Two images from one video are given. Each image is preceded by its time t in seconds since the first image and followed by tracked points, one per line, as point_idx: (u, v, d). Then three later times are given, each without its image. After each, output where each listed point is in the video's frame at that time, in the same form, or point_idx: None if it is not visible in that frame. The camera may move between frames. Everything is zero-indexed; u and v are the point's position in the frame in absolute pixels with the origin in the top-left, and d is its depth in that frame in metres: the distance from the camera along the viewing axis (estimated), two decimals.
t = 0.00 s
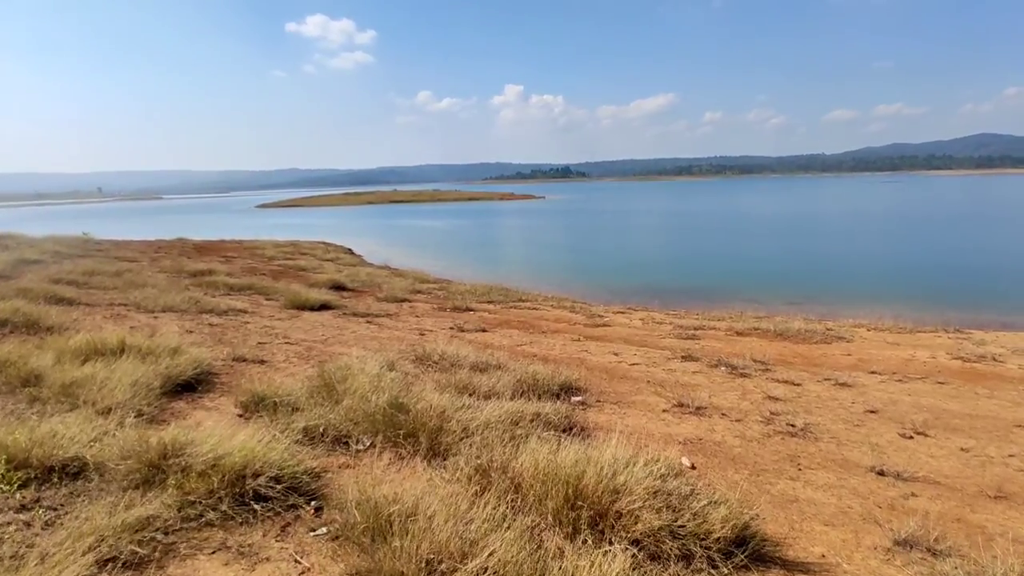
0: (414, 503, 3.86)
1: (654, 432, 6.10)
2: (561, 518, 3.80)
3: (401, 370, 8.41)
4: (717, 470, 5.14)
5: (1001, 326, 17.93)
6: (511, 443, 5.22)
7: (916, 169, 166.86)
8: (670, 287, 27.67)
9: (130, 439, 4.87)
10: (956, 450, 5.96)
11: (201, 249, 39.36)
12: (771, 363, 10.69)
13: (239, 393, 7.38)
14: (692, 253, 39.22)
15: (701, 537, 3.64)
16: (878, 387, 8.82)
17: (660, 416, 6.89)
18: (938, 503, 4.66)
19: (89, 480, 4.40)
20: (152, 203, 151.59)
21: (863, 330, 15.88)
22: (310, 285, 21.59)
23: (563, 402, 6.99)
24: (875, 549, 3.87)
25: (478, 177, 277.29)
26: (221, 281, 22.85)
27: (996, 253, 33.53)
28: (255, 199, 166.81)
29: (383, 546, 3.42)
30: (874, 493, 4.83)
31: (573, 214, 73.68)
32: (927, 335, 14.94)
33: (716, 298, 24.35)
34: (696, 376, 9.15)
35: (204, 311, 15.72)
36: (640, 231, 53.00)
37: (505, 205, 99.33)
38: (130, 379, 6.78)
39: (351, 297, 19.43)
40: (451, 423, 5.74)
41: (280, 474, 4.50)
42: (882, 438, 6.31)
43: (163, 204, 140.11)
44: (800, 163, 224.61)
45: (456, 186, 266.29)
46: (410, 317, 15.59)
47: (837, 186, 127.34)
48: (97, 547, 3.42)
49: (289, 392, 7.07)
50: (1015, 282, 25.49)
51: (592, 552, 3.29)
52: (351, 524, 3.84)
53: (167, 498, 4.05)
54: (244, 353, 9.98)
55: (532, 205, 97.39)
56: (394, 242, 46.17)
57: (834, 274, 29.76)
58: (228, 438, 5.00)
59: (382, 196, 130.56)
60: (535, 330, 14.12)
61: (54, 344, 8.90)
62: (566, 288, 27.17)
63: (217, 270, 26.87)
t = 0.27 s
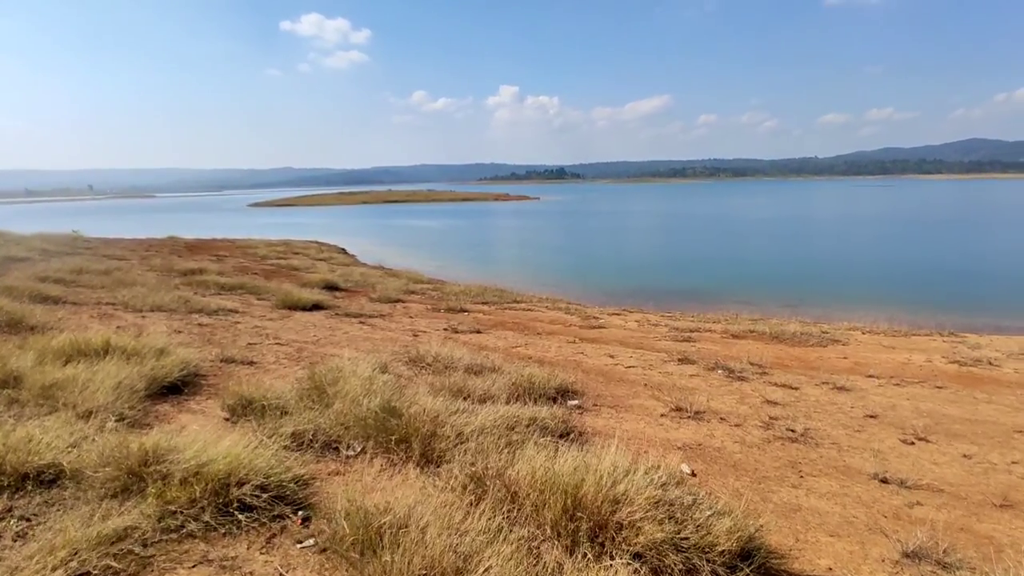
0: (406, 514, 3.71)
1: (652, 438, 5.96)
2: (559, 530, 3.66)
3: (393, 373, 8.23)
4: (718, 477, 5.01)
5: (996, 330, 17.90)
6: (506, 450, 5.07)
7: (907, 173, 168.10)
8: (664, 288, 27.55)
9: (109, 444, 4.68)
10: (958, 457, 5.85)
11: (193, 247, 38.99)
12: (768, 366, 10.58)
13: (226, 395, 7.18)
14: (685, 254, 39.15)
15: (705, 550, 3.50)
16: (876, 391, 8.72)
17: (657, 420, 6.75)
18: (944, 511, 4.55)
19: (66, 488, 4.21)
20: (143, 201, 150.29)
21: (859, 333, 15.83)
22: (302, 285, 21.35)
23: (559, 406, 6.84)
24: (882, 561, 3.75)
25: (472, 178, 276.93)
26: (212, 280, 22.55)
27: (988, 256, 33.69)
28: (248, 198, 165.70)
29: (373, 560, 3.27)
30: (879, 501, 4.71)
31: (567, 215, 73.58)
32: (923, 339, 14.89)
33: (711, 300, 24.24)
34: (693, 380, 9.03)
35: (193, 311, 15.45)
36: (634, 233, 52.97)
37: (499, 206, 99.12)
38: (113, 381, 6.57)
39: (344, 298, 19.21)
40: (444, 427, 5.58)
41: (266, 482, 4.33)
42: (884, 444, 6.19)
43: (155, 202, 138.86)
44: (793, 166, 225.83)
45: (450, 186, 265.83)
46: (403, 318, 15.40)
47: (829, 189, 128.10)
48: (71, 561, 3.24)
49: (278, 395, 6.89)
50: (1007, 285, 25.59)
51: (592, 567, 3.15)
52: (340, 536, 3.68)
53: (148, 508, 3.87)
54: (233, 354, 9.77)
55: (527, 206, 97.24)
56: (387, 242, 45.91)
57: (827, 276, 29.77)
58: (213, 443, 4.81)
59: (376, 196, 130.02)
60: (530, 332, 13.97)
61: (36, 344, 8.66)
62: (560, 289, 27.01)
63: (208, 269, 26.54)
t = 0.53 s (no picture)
0: (394, 526, 3.55)
1: (647, 445, 5.83)
2: (554, 545, 3.52)
3: (383, 377, 8.05)
4: (715, 487, 4.89)
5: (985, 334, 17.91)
6: (499, 459, 4.93)
7: (896, 178, 169.82)
8: (656, 290, 27.48)
9: (83, 453, 4.47)
10: (958, 466, 5.75)
11: (182, 246, 38.54)
12: (763, 370, 10.48)
13: (211, 398, 6.98)
14: (677, 256, 39.14)
15: (705, 566, 3.39)
16: (872, 397, 8.63)
17: (653, 425, 6.60)
18: (946, 522, 4.45)
19: (37, 498, 4.01)
20: (131, 198, 148.67)
21: (851, 336, 15.82)
22: (292, 285, 21.06)
23: (553, 411, 6.69)
24: None
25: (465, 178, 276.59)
26: (200, 279, 22.21)
27: (976, 260, 33.95)
28: (238, 197, 164.34)
29: None
30: (880, 512, 4.61)
31: (560, 217, 73.53)
32: (913, 343, 14.88)
33: (702, 303, 24.16)
34: (688, 384, 8.91)
35: (180, 311, 15.16)
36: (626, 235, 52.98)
37: (492, 206, 98.90)
38: (92, 384, 6.34)
39: (335, 298, 18.96)
40: (435, 435, 5.42)
41: (248, 493, 4.15)
42: (883, 452, 6.09)
43: (143, 200, 137.35)
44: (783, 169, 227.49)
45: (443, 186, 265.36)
46: (394, 319, 15.19)
47: (819, 192, 129.13)
48: None
49: (264, 399, 6.69)
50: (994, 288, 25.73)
51: None
52: (325, 550, 3.53)
53: (122, 520, 3.68)
54: (219, 356, 9.54)
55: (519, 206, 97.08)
56: (379, 242, 45.60)
57: (818, 280, 29.86)
58: (194, 451, 4.62)
59: (368, 195, 129.37)
60: (522, 334, 13.81)
61: (14, 345, 8.39)
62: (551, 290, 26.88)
63: (197, 267, 26.16)
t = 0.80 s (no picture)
0: (373, 543, 3.37)
1: (635, 453, 5.68)
2: (541, 562, 3.37)
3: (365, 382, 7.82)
4: (706, 497, 4.76)
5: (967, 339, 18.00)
6: (484, 470, 4.76)
7: (876, 184, 172.81)
8: (641, 293, 27.46)
9: (42, 465, 4.21)
10: (947, 473, 5.68)
11: (161, 246, 37.82)
12: (750, 375, 10.41)
13: (185, 405, 6.71)
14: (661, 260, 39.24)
15: None
16: (860, 402, 8.59)
17: (641, 432, 6.47)
18: (938, 533, 4.37)
19: None
20: (111, 197, 145.95)
21: (835, 341, 15.88)
22: (274, 286, 20.68)
23: (539, 418, 6.53)
24: None
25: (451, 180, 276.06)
26: (180, 280, 21.72)
27: (955, 266, 34.45)
28: (221, 196, 162.24)
29: None
30: (872, 523, 4.51)
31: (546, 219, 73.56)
32: (896, 348, 14.96)
33: (688, 306, 24.10)
34: (676, 390, 8.80)
35: (157, 313, 14.76)
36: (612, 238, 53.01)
37: (478, 208, 98.66)
38: (58, 390, 6.05)
39: (318, 300, 18.64)
40: (418, 444, 5.24)
41: (218, 508, 3.93)
42: (873, 459, 6.01)
43: (123, 199, 134.88)
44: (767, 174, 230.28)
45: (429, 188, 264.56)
46: (378, 322, 14.93)
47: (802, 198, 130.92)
48: None
49: (240, 406, 6.45)
50: (974, 292, 25.99)
51: None
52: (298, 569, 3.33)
53: (81, 538, 3.44)
54: (195, 360, 9.24)
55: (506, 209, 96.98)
56: (363, 243, 45.14)
57: (801, 284, 30.06)
58: (162, 462, 4.39)
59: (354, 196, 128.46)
60: (508, 338, 13.63)
61: None
62: (537, 293, 26.69)
63: (177, 268, 25.63)
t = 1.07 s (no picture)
0: (341, 561, 3.18)
1: (611, 460, 5.54)
2: None
3: (334, 389, 7.56)
4: (685, 505, 4.67)
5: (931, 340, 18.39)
6: (457, 481, 4.59)
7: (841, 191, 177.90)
8: (614, 296, 27.53)
9: None
10: (918, 474, 5.66)
11: (124, 247, 36.54)
12: (723, 379, 10.41)
13: (142, 414, 6.37)
14: (634, 263, 39.50)
15: None
16: (832, 404, 8.63)
17: (615, 437, 6.33)
18: (915, 538, 4.34)
19: None
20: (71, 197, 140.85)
21: (805, 343, 16.10)
22: (242, 289, 20.09)
23: (514, 424, 6.38)
24: None
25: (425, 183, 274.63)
26: (142, 283, 20.95)
27: (917, 269, 35.47)
28: (188, 197, 158.08)
29: None
30: (850, 528, 4.47)
31: (521, 222, 73.54)
32: (863, 350, 15.23)
33: (662, 310, 24.19)
34: (650, 392, 8.72)
35: (117, 317, 14.15)
36: (586, 241, 53.17)
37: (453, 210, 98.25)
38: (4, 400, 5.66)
39: (287, 303, 18.15)
40: (388, 454, 5.04)
41: (174, 526, 3.68)
42: (846, 461, 5.97)
43: (84, 199, 130.27)
44: (737, 179, 235.12)
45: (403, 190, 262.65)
46: (349, 326, 14.58)
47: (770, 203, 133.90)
48: None
49: (201, 415, 6.14)
50: (936, 295, 26.67)
51: None
52: None
53: (21, 562, 3.17)
54: (154, 366, 8.81)
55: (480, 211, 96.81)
56: (335, 246, 44.40)
57: (771, 287, 30.53)
58: (113, 478, 4.10)
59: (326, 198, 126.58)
60: (482, 341, 13.42)
61: None
62: (512, 296, 26.49)
63: (139, 270, 24.73)
